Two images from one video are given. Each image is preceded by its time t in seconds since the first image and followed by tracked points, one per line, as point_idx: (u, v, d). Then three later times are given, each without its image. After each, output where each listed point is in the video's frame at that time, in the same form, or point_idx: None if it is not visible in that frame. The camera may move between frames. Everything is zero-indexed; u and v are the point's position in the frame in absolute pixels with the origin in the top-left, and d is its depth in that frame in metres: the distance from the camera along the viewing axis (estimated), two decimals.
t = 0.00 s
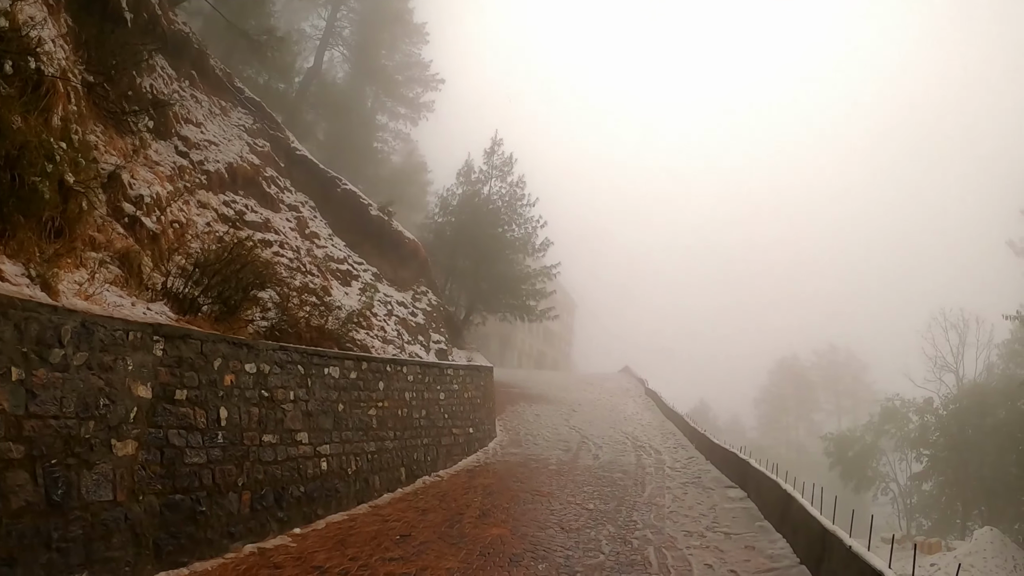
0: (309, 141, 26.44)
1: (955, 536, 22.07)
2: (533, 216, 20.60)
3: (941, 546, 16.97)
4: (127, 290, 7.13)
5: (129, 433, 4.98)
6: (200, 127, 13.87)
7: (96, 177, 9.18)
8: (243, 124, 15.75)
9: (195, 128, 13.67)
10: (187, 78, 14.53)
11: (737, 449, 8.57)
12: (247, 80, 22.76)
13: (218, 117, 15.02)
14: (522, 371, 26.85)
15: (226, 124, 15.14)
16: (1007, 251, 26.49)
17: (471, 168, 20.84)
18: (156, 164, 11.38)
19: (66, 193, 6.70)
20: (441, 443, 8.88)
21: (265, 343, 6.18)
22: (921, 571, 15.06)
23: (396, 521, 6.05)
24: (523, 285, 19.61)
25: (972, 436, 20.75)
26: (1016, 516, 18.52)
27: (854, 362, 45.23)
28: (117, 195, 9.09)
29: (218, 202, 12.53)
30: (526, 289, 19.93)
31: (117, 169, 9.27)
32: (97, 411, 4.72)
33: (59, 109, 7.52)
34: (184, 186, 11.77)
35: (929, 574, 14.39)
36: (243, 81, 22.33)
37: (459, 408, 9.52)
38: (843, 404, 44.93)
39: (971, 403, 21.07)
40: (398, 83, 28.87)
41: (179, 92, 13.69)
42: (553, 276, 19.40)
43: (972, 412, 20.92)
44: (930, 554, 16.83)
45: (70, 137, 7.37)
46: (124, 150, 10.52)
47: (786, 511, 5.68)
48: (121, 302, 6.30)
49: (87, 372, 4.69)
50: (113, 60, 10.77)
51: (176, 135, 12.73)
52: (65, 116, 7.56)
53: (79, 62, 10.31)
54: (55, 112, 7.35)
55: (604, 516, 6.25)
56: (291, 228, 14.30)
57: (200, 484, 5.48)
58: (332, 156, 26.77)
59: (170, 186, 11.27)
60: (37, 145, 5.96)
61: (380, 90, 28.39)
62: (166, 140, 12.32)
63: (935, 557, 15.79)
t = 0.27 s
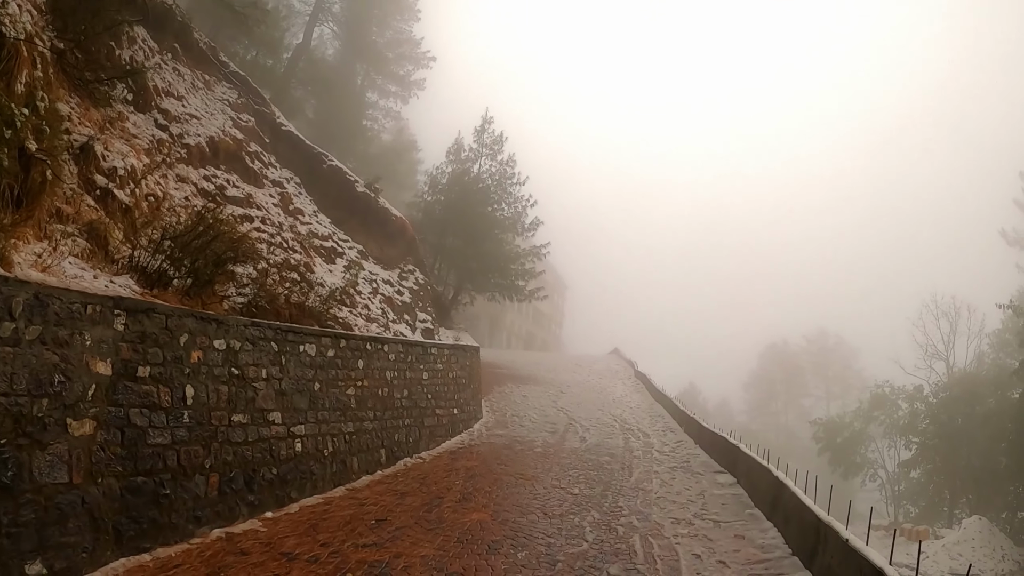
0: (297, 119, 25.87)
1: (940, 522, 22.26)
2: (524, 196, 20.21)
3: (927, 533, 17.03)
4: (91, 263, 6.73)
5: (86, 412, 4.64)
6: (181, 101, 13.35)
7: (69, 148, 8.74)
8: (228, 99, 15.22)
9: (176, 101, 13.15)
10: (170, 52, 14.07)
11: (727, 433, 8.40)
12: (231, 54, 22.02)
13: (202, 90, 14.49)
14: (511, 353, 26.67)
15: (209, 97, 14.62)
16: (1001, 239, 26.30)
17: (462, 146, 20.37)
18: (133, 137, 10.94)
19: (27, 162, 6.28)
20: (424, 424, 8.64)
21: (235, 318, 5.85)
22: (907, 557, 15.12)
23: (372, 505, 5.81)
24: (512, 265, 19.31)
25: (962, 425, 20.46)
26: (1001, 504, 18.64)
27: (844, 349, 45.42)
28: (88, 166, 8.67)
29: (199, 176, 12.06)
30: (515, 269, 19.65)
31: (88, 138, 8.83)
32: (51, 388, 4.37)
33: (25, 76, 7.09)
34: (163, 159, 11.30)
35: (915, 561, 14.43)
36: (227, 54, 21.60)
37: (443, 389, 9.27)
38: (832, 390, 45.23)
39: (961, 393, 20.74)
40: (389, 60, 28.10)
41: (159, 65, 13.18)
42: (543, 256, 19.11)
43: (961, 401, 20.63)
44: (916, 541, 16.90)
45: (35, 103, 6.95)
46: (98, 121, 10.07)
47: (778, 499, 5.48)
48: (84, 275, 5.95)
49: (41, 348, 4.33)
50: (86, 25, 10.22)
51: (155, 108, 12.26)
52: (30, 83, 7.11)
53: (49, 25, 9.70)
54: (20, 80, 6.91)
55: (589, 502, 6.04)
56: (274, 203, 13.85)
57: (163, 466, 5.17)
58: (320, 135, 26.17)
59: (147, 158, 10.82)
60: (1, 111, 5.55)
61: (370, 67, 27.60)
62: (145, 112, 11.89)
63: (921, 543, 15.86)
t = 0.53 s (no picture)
0: (286, 106, 25.31)
1: (931, 515, 22.27)
2: (515, 184, 19.87)
3: (921, 527, 16.96)
4: (56, 250, 6.40)
5: (44, 408, 4.30)
6: (164, 85, 12.90)
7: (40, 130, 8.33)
8: (213, 84, 14.76)
9: (158, 85, 12.71)
10: (153, 35, 13.63)
11: (721, 428, 8.19)
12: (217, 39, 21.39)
13: (186, 75, 14.03)
14: (503, 342, 26.43)
15: (194, 82, 14.15)
16: (998, 230, 26.09)
17: (453, 133, 19.94)
18: (111, 121, 10.50)
19: None
20: (409, 417, 8.38)
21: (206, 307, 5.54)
22: (900, 551, 15.04)
23: (351, 504, 5.56)
24: (503, 253, 19.04)
25: (957, 419, 20.09)
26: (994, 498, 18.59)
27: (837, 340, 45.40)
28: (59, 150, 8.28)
29: (180, 162, 11.63)
30: (506, 258, 19.37)
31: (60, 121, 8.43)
32: (4, 383, 4.01)
33: None
34: (142, 144, 10.87)
35: (907, 555, 14.36)
36: (213, 39, 20.98)
37: (429, 380, 9.02)
38: (825, 381, 45.28)
39: (956, 386, 20.36)
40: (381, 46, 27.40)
41: (142, 49, 12.75)
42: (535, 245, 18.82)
43: (957, 395, 20.27)
44: (909, 534, 16.82)
45: None
46: (73, 105, 9.64)
47: (774, 500, 5.26)
48: (47, 263, 5.63)
49: None
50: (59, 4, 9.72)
51: (136, 92, 11.82)
52: None
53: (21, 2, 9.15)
54: None
55: (577, 499, 5.81)
56: (258, 190, 13.44)
57: (128, 464, 4.87)
58: (310, 123, 25.64)
59: (125, 143, 10.40)
60: None
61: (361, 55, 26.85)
62: (126, 97, 11.46)
63: (914, 537, 15.79)
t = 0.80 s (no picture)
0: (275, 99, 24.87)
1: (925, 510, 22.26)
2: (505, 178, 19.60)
3: (916, 524, 16.88)
4: (19, 239, 6.05)
5: None
6: (145, 76, 12.49)
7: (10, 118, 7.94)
8: (197, 76, 14.35)
9: (139, 76, 12.30)
10: (136, 26, 13.25)
11: (715, 425, 8.00)
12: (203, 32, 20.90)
13: (168, 66, 13.63)
14: (494, 338, 26.22)
15: (177, 73, 13.75)
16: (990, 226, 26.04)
17: (443, 126, 19.61)
18: (89, 111, 10.09)
19: None
20: (393, 414, 8.13)
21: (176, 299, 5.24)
22: (895, 547, 14.96)
23: (328, 504, 5.30)
24: (493, 248, 18.79)
25: (951, 415, 19.97)
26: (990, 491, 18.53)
27: (830, 336, 45.44)
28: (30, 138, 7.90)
29: (160, 154, 11.22)
30: (496, 252, 19.14)
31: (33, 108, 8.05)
32: None
33: None
34: (121, 136, 10.47)
35: (903, 552, 14.27)
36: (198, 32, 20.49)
37: (415, 376, 8.76)
38: (818, 376, 45.34)
39: (951, 381, 20.21)
40: (371, 41, 26.85)
41: (122, 40, 12.34)
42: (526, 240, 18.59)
43: (951, 391, 20.16)
44: (904, 531, 16.74)
45: None
46: (48, 94, 9.24)
47: (771, 500, 5.05)
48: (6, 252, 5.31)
49: None
50: None
51: (115, 83, 11.40)
52: None
53: None
54: None
55: (565, 499, 5.58)
56: (241, 183, 13.04)
57: (89, 463, 4.57)
58: (299, 118, 25.22)
59: (103, 134, 10.00)
60: None
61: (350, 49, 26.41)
62: (105, 88, 11.06)
63: (909, 534, 15.72)
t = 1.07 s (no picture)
0: (261, 91, 24.30)
1: (917, 503, 22.28)
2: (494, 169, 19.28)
3: (909, 517, 16.82)
4: None
5: None
6: (121, 64, 12.01)
7: None
8: (176, 65, 13.85)
9: (115, 64, 11.82)
10: (113, 14, 12.78)
11: (705, 419, 7.78)
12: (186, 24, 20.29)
13: (146, 55, 13.15)
14: (484, 332, 25.96)
15: (155, 62, 13.27)
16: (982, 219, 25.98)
17: (431, 117, 19.20)
18: (60, 100, 9.59)
19: None
20: (372, 409, 7.84)
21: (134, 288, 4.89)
22: (888, 541, 14.88)
23: (296, 504, 5.00)
24: (481, 239, 18.52)
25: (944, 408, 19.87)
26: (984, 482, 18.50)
27: (821, 329, 45.50)
28: None
29: (135, 142, 10.74)
30: (484, 244, 18.86)
31: None
32: None
33: None
34: (93, 124, 9.96)
35: (897, 546, 14.19)
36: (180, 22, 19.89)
37: (396, 369, 8.48)
38: (809, 370, 45.44)
39: (943, 373, 20.08)
40: (359, 33, 26.35)
41: (96, 27, 11.86)
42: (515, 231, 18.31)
43: (943, 383, 20.06)
44: (897, 525, 16.66)
45: None
46: (16, 82, 8.77)
47: (764, 499, 4.81)
48: None
49: None
50: None
51: (90, 72, 10.91)
52: None
53: None
54: None
55: (547, 498, 5.31)
56: (220, 173, 12.54)
57: (38, 462, 4.21)
58: (286, 111, 24.71)
59: (74, 122, 9.49)
60: None
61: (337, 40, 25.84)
62: (79, 76, 10.56)
63: (902, 528, 15.64)
